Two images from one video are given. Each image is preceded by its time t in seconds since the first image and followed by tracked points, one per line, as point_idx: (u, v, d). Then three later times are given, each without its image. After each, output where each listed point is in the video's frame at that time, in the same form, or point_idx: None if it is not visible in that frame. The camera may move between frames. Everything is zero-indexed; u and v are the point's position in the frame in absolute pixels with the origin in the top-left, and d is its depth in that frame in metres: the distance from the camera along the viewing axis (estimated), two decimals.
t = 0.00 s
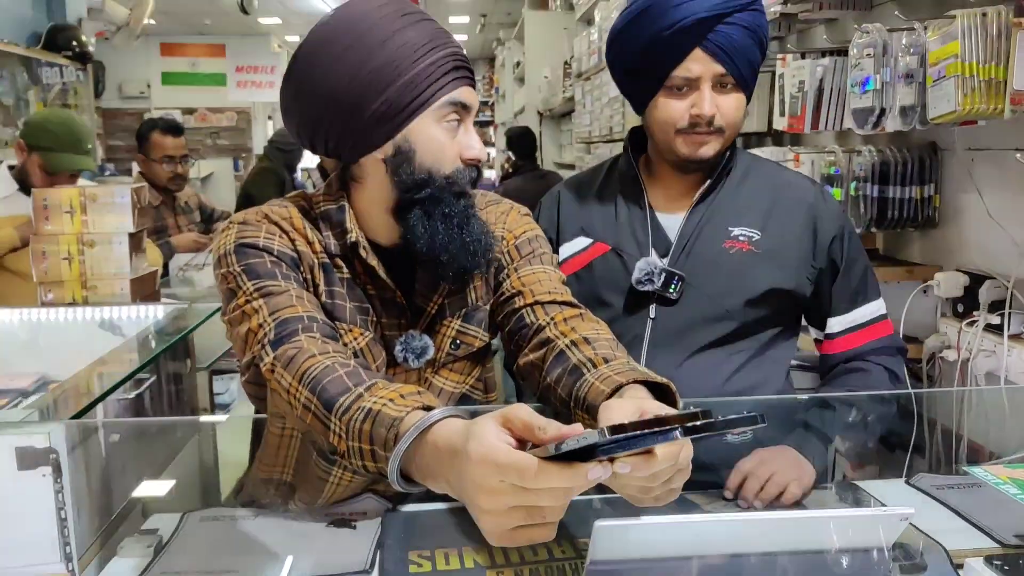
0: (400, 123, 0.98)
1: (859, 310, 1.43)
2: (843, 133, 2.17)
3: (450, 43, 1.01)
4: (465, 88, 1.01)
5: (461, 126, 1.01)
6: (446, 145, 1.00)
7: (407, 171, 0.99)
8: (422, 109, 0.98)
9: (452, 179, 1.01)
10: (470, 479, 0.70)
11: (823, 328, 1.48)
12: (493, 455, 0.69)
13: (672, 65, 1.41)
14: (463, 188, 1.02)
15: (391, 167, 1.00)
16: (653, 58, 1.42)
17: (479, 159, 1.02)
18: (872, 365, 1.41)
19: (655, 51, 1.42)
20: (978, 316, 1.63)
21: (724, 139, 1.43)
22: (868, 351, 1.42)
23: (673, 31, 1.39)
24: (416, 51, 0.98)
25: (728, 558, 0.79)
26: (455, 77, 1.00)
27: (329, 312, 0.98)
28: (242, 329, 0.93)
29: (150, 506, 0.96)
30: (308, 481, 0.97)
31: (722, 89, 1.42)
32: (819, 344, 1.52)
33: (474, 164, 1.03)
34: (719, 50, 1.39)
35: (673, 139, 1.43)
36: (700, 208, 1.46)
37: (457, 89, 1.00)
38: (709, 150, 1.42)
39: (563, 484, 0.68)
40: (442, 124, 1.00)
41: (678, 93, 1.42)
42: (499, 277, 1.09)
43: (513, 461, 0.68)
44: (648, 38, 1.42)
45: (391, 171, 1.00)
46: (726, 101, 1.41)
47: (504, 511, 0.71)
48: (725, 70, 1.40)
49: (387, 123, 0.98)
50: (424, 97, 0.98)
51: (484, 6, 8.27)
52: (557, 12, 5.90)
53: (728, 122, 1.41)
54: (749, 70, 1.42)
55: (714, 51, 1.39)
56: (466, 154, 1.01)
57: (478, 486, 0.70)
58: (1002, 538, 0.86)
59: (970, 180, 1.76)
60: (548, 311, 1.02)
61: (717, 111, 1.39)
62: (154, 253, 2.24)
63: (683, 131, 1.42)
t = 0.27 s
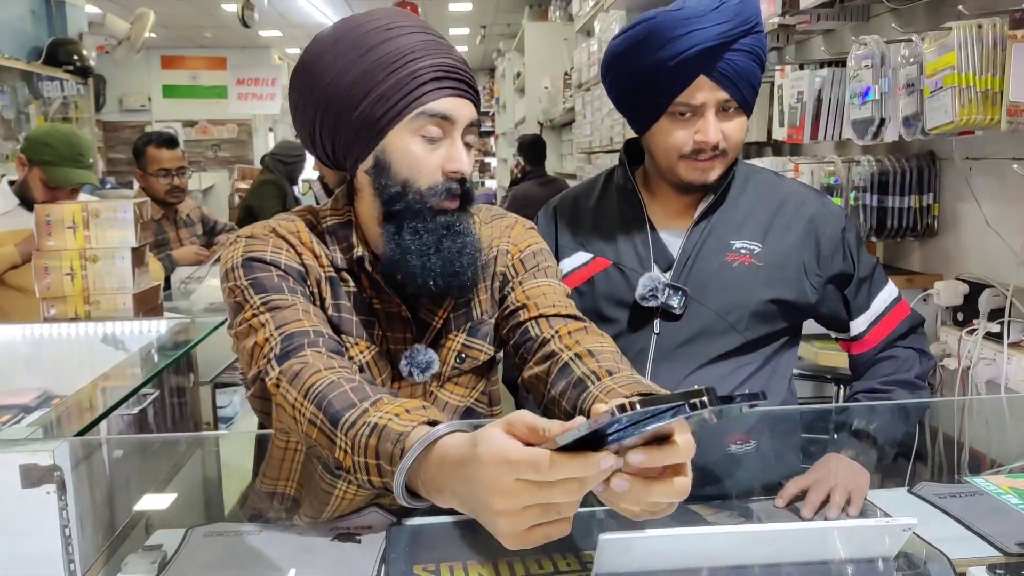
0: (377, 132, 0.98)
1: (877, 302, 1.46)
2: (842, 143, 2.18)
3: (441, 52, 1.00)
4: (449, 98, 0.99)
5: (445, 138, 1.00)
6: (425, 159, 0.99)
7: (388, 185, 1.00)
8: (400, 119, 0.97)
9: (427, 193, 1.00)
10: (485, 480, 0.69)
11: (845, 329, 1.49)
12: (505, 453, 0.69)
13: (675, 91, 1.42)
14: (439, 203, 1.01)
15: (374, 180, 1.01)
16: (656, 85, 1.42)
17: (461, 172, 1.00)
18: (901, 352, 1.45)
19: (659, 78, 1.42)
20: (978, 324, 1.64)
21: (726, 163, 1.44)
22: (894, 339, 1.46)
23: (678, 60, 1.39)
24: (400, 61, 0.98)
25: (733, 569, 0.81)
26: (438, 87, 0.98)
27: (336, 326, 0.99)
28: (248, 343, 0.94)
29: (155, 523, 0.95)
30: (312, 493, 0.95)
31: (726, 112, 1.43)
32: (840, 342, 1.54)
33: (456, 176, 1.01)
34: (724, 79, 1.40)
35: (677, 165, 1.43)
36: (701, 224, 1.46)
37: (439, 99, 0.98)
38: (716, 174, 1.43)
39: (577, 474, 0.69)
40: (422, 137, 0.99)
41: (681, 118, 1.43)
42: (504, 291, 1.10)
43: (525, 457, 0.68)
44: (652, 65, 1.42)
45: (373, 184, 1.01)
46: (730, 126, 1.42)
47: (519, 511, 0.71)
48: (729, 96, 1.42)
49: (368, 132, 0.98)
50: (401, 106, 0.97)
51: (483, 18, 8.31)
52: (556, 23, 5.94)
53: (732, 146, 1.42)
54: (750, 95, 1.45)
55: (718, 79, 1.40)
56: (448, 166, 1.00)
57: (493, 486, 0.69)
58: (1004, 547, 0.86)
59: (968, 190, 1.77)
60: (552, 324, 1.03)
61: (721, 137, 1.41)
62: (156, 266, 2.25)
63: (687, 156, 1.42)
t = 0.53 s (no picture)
0: (361, 140, 1.00)
1: (873, 320, 1.47)
2: (843, 155, 2.19)
3: (429, 59, 1.00)
4: (431, 106, 0.99)
5: (426, 145, 1.01)
6: (404, 168, 1.00)
7: (372, 195, 1.02)
8: (380, 126, 0.99)
9: (406, 200, 1.01)
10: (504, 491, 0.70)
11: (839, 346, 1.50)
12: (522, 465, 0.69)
13: (688, 115, 1.41)
14: (420, 210, 1.02)
15: (363, 191, 1.04)
16: (666, 111, 1.41)
17: (440, 180, 1.00)
18: (891, 372, 1.46)
19: (672, 103, 1.40)
20: (979, 336, 1.64)
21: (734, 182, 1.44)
22: (885, 359, 1.47)
23: (692, 85, 1.39)
24: (384, 69, 0.99)
25: None
26: (419, 94, 0.99)
27: (340, 338, 1.00)
28: (254, 354, 0.94)
29: (157, 535, 0.95)
30: (317, 505, 0.95)
31: (734, 133, 1.44)
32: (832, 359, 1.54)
33: (435, 184, 1.01)
34: (736, 102, 1.41)
35: (687, 186, 1.43)
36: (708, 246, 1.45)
37: (419, 107, 0.99)
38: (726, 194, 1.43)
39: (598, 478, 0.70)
40: (401, 144, 1.00)
41: (691, 142, 1.42)
42: (508, 303, 1.10)
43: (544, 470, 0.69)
44: (664, 90, 1.41)
45: (362, 194, 1.04)
46: (740, 147, 1.43)
47: (537, 519, 0.72)
48: (738, 118, 1.43)
49: (353, 139, 1.01)
50: (381, 114, 0.98)
51: (485, 29, 8.36)
52: (557, 35, 5.98)
53: (741, 167, 1.43)
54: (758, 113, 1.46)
55: (730, 103, 1.41)
56: (426, 173, 1.00)
57: (513, 496, 0.70)
58: (1008, 560, 0.86)
59: (969, 203, 1.77)
60: (557, 336, 1.03)
61: (732, 159, 1.41)
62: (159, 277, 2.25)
63: (695, 179, 1.42)
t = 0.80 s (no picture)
0: (364, 149, 1.01)
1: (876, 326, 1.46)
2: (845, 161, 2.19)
3: (430, 68, 1.01)
4: (434, 114, 1.00)
5: (430, 153, 1.01)
6: (408, 176, 1.00)
7: (376, 202, 1.02)
8: (384, 135, 0.99)
9: (413, 207, 1.01)
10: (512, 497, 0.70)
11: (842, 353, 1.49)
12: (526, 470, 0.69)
13: (685, 141, 1.40)
14: (426, 217, 1.02)
15: (366, 199, 1.04)
16: (661, 137, 1.41)
17: (445, 188, 1.01)
18: (893, 381, 1.45)
19: (667, 129, 1.40)
20: (983, 342, 1.64)
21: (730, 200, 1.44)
22: (886, 368, 1.46)
23: (688, 115, 1.37)
24: (387, 78, 0.99)
25: None
26: (423, 103, 0.99)
27: (343, 345, 1.00)
28: (258, 363, 0.94)
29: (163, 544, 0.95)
30: (320, 513, 0.94)
31: (731, 155, 1.43)
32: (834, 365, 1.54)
33: (440, 192, 1.01)
34: (734, 130, 1.39)
35: (683, 204, 1.44)
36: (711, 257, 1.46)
37: (423, 116, 0.99)
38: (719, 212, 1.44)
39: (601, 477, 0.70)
40: (406, 152, 1.00)
41: (686, 164, 1.43)
42: (510, 310, 1.10)
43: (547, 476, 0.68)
44: (661, 117, 1.40)
45: (366, 202, 1.04)
46: (735, 170, 1.42)
47: (546, 523, 0.71)
48: (737, 142, 1.42)
49: (356, 148, 1.01)
50: (385, 123, 0.99)
51: (487, 36, 8.39)
52: (559, 42, 6.00)
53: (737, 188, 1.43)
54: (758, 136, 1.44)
55: (728, 130, 1.39)
56: (432, 180, 1.00)
57: (519, 504, 0.70)
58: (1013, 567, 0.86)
59: (972, 209, 1.78)
60: (560, 342, 1.03)
61: (727, 182, 1.41)
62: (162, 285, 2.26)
63: (690, 199, 1.43)
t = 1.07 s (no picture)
0: (371, 155, 1.01)
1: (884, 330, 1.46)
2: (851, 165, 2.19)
3: (437, 75, 1.01)
4: (441, 121, 1.00)
5: (437, 159, 1.02)
6: (416, 182, 1.01)
7: (384, 207, 1.03)
8: (391, 142, 1.00)
9: (419, 212, 1.02)
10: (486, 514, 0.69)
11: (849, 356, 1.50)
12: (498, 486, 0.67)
13: (685, 157, 1.40)
14: (433, 220, 1.03)
15: (373, 204, 1.04)
16: (662, 151, 1.41)
17: (452, 194, 1.01)
18: (903, 385, 1.45)
19: (665, 147, 1.41)
20: (991, 346, 1.64)
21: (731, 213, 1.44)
22: (895, 373, 1.46)
23: (687, 135, 1.38)
24: (394, 86, 1.00)
25: None
26: (430, 110, 0.99)
27: (349, 350, 1.00)
28: (264, 369, 0.94)
29: (171, 547, 0.96)
30: (326, 517, 0.94)
31: (732, 170, 1.43)
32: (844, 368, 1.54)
33: (447, 198, 1.02)
34: (734, 148, 1.39)
35: (684, 219, 1.45)
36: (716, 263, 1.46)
37: (430, 123, 1.00)
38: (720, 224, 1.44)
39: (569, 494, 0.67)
40: (413, 158, 1.01)
41: (687, 179, 1.43)
42: (515, 315, 1.11)
43: (519, 491, 0.67)
44: (660, 136, 1.41)
45: (373, 208, 1.05)
46: (735, 184, 1.42)
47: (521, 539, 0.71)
48: (737, 158, 1.42)
49: (363, 155, 1.02)
50: (392, 129, 0.99)
51: (491, 41, 8.43)
52: (563, 46, 6.01)
53: (737, 201, 1.43)
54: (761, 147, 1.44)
55: (729, 148, 1.39)
56: (439, 187, 1.01)
57: (494, 522, 0.69)
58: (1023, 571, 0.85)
59: (979, 213, 1.77)
60: (565, 346, 1.03)
61: (728, 197, 1.41)
62: (169, 290, 2.27)
63: (692, 213, 1.43)
